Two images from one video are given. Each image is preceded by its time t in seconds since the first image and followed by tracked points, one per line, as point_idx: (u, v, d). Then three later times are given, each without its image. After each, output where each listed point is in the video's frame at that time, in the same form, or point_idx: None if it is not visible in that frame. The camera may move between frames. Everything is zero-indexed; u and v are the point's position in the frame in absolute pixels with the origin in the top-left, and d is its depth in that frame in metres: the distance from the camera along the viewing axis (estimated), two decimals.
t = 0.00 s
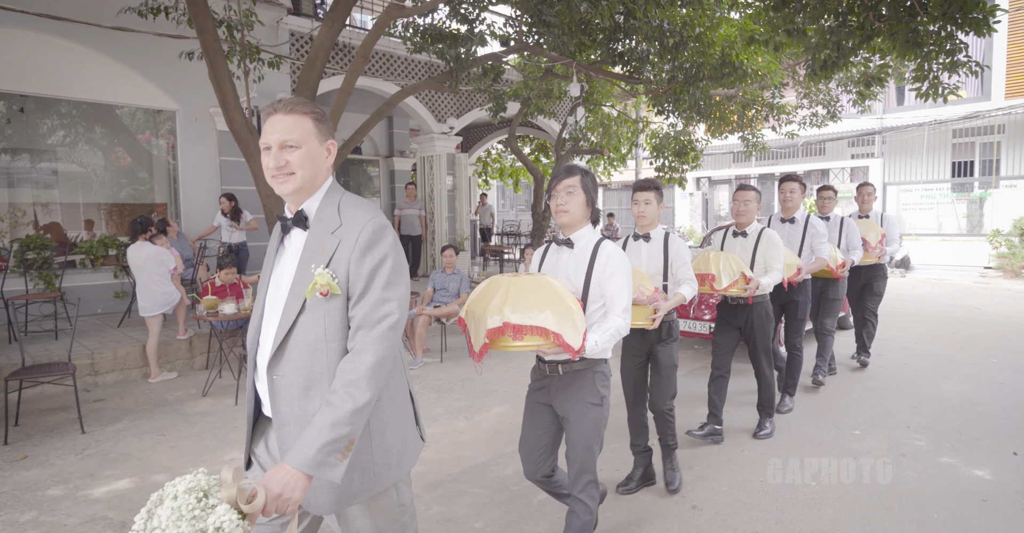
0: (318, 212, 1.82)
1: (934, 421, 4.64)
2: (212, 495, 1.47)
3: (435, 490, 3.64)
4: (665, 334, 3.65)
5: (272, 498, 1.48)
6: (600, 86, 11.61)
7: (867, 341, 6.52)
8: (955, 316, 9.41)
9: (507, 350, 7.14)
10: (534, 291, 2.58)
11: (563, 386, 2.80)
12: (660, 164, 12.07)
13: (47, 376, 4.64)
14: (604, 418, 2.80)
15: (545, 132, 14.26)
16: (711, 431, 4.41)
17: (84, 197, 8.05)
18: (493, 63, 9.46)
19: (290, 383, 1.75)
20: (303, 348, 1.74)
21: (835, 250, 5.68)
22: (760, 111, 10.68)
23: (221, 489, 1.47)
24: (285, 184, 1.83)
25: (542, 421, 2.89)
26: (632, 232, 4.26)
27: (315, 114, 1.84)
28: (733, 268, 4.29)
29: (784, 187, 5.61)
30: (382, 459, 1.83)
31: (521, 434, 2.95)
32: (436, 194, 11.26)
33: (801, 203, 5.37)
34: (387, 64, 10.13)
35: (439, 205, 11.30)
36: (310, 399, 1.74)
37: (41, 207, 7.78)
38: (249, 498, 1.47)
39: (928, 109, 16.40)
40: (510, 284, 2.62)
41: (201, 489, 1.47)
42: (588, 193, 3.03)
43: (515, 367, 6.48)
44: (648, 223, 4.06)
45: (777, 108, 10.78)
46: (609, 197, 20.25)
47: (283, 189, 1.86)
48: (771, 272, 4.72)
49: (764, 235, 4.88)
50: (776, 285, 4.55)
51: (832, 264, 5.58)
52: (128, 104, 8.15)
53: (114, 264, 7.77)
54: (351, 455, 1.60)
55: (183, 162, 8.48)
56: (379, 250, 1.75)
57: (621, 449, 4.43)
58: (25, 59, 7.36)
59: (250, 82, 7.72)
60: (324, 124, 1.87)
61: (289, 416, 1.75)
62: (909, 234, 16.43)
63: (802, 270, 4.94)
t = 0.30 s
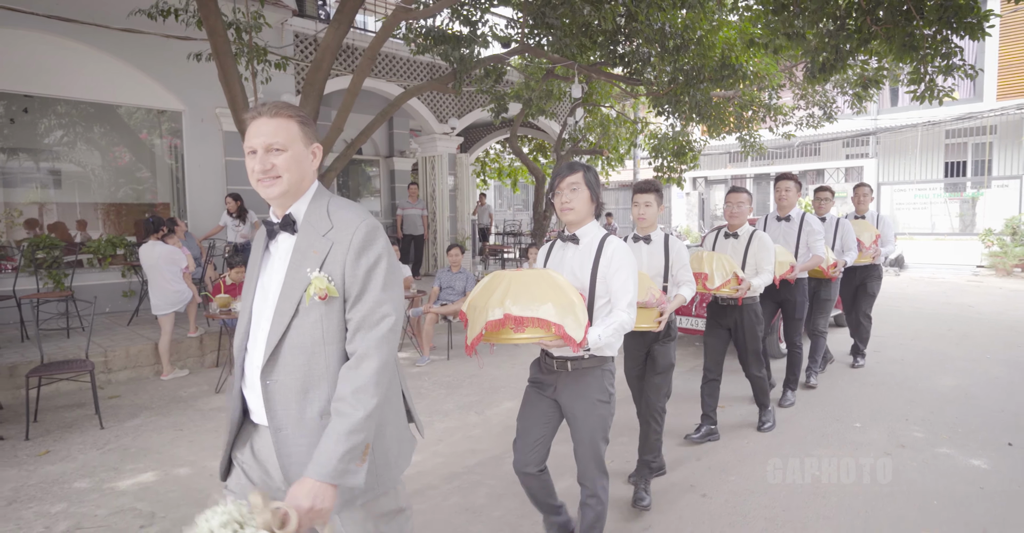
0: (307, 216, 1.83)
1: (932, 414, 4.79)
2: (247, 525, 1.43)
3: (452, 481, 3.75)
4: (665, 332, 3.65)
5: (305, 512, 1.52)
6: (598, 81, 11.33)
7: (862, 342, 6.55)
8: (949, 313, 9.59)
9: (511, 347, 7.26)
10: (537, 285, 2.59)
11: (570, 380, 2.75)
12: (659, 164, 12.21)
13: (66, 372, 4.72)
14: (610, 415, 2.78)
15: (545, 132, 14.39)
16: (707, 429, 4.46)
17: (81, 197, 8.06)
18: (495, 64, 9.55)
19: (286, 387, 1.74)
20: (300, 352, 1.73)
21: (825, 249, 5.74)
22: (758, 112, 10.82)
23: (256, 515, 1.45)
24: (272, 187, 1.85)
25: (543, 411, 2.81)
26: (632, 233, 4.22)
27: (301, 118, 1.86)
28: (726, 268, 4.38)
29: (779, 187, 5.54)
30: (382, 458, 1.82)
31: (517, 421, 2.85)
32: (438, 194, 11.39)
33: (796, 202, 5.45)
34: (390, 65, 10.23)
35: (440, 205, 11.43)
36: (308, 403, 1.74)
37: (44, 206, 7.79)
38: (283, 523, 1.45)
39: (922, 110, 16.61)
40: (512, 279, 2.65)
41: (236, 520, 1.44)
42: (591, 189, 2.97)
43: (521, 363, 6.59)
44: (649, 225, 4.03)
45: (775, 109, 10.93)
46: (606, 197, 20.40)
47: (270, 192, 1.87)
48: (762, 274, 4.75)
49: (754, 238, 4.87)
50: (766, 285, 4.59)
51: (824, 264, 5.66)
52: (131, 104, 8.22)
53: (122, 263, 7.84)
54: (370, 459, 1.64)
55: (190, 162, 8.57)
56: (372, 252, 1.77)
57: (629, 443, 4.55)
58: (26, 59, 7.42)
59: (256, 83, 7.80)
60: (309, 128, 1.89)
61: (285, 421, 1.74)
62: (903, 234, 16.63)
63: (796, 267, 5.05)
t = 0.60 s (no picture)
0: (302, 201, 1.82)
1: (926, 407, 4.96)
2: None
3: (467, 473, 3.88)
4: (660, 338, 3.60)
5: (377, 500, 1.63)
6: (596, 88, 11.66)
7: (857, 339, 6.69)
8: (940, 311, 9.80)
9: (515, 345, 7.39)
10: (535, 293, 2.55)
11: (571, 388, 2.72)
12: (656, 165, 12.37)
13: (83, 370, 4.81)
14: (614, 417, 2.77)
15: (543, 133, 14.52)
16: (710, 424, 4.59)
17: (79, 198, 8.12)
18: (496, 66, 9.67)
19: (280, 370, 1.72)
20: (295, 334, 1.71)
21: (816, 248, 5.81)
22: (753, 113, 11.00)
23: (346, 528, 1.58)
24: (266, 176, 1.83)
25: (547, 421, 2.79)
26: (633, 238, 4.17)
27: (292, 107, 1.86)
28: (720, 268, 4.38)
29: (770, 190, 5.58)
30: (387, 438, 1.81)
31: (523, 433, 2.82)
32: (438, 194, 11.53)
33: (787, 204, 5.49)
34: (391, 66, 10.32)
35: (441, 206, 11.58)
36: (304, 385, 1.72)
37: (40, 206, 7.84)
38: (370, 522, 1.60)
39: (913, 112, 16.87)
40: (512, 287, 2.60)
41: None
42: (585, 195, 2.92)
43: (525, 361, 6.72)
44: (649, 230, 3.97)
45: (770, 110, 11.11)
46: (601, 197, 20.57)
47: (263, 181, 1.85)
48: (751, 272, 4.75)
49: (743, 237, 4.87)
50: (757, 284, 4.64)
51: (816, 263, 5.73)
52: (132, 104, 8.29)
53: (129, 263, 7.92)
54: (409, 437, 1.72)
55: (194, 163, 8.65)
56: (371, 237, 1.77)
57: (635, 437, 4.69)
58: (25, 59, 7.44)
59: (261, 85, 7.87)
60: (301, 117, 1.88)
61: (278, 405, 1.72)
62: (894, 233, 16.87)
63: (786, 270, 5.03)
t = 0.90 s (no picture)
0: (312, 197, 1.84)
1: (924, 400, 5.12)
2: (410, 520, 1.57)
3: (484, 464, 4.02)
4: (661, 337, 3.68)
5: (425, 479, 1.67)
6: (598, 89, 11.76)
7: (857, 336, 6.84)
8: (936, 309, 9.98)
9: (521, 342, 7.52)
10: (529, 297, 2.62)
11: (564, 392, 2.77)
12: (657, 165, 12.52)
13: (103, 366, 4.92)
14: (607, 420, 2.80)
15: (544, 134, 14.67)
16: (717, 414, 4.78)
17: (84, 199, 8.25)
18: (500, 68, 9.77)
19: (300, 364, 1.72)
20: (314, 328, 1.72)
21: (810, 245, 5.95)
22: (752, 114, 11.15)
23: (410, 508, 1.58)
24: (275, 169, 1.84)
25: (539, 426, 2.82)
26: (637, 235, 4.25)
27: (302, 102, 1.88)
28: (719, 268, 4.44)
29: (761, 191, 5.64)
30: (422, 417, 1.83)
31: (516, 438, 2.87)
32: (442, 194, 11.69)
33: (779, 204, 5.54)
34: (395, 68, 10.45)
35: (445, 205, 11.74)
36: (324, 378, 1.72)
37: (40, 206, 7.95)
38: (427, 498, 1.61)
39: (910, 113, 17.04)
40: (506, 291, 2.68)
41: (400, 522, 1.56)
42: (576, 199, 2.95)
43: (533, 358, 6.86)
44: (653, 229, 4.07)
45: (768, 111, 11.28)
46: (600, 197, 20.73)
47: (272, 174, 1.85)
48: (746, 270, 4.78)
49: (737, 235, 4.93)
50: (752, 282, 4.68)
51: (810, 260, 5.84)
52: (140, 106, 8.39)
53: (140, 263, 8.02)
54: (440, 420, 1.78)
55: (203, 164, 8.75)
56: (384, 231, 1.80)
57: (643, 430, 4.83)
58: (25, 60, 7.54)
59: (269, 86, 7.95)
60: (311, 112, 1.90)
61: (296, 398, 1.72)
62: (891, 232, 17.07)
63: (781, 269, 5.12)
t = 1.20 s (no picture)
0: (323, 204, 1.87)
1: (924, 394, 5.28)
2: (446, 507, 1.67)
3: (499, 455, 4.16)
4: (660, 336, 3.70)
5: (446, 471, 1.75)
6: (600, 90, 11.88)
7: (857, 333, 6.96)
8: (935, 307, 10.14)
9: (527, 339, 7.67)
10: (524, 286, 2.62)
11: (553, 385, 2.78)
12: (659, 165, 12.65)
13: (126, 363, 5.04)
14: (591, 418, 2.78)
15: (547, 135, 14.82)
16: (726, 407, 4.91)
17: (92, 199, 8.48)
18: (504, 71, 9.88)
19: (316, 369, 1.74)
20: (329, 334, 1.74)
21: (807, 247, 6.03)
22: (753, 115, 11.29)
23: (446, 497, 1.68)
24: (287, 173, 1.87)
25: (530, 416, 2.87)
26: (637, 231, 4.36)
27: (314, 107, 1.90)
28: (718, 270, 4.49)
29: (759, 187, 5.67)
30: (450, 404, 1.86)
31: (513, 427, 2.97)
32: (447, 194, 11.84)
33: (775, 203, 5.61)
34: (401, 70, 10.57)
35: (451, 206, 11.90)
36: (340, 383, 1.75)
37: (43, 207, 8.11)
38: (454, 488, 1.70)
39: (908, 114, 17.20)
40: (499, 281, 2.67)
41: (438, 511, 1.66)
42: (570, 194, 3.05)
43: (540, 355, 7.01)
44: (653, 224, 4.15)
45: (769, 113, 11.44)
46: (601, 197, 20.88)
47: (283, 178, 1.88)
48: (743, 271, 4.79)
49: (735, 237, 4.94)
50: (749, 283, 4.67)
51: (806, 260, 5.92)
52: (152, 108, 8.53)
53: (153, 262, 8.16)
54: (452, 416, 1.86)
55: (214, 165, 8.89)
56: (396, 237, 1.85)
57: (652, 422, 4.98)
58: (39, 64, 7.61)
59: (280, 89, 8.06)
60: (322, 118, 1.93)
61: (313, 403, 1.75)
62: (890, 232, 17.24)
63: (780, 266, 5.12)
